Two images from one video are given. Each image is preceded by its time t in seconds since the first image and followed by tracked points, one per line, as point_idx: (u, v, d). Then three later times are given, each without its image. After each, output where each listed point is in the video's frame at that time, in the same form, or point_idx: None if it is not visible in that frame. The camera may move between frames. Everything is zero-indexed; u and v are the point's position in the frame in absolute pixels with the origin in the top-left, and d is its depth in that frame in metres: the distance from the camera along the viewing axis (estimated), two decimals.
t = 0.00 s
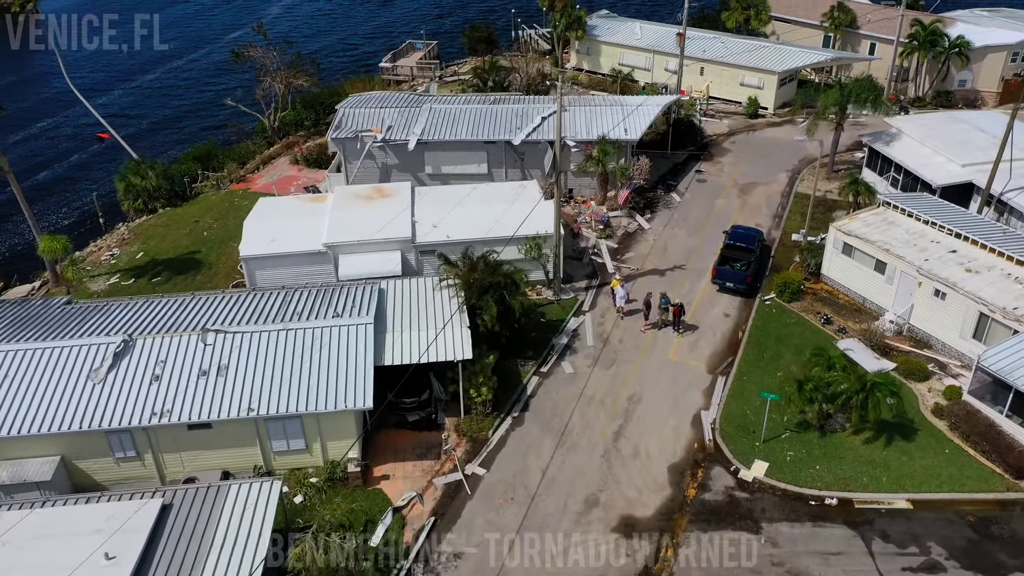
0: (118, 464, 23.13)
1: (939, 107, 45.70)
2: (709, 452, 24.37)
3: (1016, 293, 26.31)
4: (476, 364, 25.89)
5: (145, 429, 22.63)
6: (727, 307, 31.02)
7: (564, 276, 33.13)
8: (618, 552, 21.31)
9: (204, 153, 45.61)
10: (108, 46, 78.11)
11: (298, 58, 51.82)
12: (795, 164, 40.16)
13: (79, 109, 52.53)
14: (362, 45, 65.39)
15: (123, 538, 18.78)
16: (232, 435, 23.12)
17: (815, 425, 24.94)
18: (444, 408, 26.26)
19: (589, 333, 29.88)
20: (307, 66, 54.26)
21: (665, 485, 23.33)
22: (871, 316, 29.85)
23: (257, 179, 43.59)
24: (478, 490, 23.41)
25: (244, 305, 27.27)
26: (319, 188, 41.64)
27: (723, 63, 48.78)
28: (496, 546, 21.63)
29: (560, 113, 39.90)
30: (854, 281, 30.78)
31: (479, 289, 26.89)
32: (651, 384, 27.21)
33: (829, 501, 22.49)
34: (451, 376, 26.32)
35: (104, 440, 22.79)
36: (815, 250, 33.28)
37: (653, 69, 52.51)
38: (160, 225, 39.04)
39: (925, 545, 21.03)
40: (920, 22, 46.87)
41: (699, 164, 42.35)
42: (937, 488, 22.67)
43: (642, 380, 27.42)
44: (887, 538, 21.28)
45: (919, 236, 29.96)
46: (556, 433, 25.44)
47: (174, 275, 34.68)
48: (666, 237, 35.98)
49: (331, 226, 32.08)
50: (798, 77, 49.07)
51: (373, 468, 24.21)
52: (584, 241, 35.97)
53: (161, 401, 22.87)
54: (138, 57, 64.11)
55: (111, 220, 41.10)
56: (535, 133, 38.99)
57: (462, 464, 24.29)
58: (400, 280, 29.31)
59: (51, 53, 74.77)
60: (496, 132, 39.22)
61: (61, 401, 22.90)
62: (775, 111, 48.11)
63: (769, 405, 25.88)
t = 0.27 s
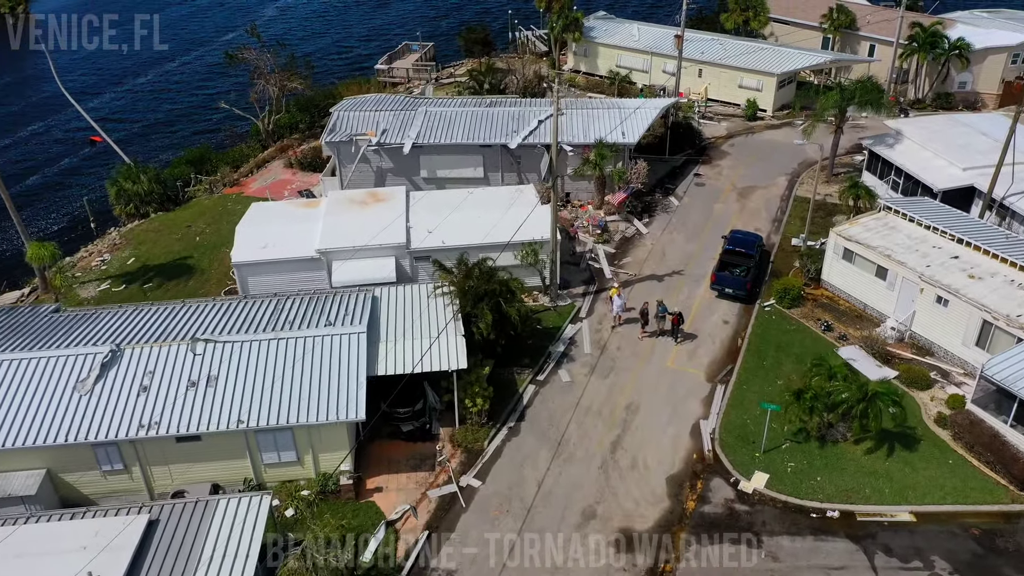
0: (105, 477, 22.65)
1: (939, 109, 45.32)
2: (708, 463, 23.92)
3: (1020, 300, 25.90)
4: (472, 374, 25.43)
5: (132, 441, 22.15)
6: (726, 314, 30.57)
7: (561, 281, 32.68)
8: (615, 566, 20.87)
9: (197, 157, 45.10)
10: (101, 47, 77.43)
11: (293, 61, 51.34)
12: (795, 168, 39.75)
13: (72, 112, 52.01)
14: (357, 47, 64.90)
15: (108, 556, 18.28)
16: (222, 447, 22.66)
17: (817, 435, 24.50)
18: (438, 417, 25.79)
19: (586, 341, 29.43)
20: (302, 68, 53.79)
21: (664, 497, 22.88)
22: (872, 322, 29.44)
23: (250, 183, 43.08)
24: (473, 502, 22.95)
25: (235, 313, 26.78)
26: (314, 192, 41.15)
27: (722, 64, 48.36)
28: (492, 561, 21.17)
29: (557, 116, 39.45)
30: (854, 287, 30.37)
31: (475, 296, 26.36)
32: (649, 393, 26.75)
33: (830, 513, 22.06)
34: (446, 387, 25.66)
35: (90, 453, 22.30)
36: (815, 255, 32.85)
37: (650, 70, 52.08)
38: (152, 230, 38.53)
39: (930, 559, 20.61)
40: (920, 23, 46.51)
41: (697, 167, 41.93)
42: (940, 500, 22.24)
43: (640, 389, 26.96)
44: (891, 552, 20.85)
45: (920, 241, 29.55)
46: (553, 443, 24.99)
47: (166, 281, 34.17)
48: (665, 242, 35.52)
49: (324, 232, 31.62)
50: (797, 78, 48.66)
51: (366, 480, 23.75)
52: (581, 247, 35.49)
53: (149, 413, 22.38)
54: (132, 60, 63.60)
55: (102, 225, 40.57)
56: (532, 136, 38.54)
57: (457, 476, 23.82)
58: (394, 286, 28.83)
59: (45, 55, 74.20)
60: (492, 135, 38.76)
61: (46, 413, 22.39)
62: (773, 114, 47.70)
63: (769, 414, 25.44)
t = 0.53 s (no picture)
0: (91, 489, 22.16)
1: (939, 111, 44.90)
2: (707, 474, 23.49)
3: None
4: (467, 384, 25.10)
5: (119, 454, 21.65)
6: (725, 320, 30.15)
7: (557, 287, 32.24)
8: None
9: (190, 160, 44.59)
10: (92, 49, 76.75)
11: (287, 62, 50.82)
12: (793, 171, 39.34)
13: (64, 115, 51.49)
14: (352, 49, 64.40)
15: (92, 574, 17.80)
16: (211, 459, 22.19)
17: (817, 444, 24.06)
18: (432, 427, 25.32)
19: (583, 348, 28.99)
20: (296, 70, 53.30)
21: (661, 509, 22.45)
22: (873, 329, 29.02)
23: (244, 187, 42.59)
24: (468, 515, 22.49)
25: (225, 321, 26.29)
26: (307, 196, 40.65)
27: (720, 66, 47.93)
28: None
29: (553, 118, 39.01)
30: (855, 292, 29.94)
31: (469, 304, 25.95)
32: (647, 402, 26.31)
33: (831, 525, 21.64)
34: (440, 396, 25.25)
35: (76, 465, 21.79)
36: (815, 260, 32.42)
37: (648, 72, 51.64)
38: (144, 234, 38.03)
39: (933, 573, 20.19)
40: (920, 24, 46.10)
41: (695, 170, 41.50)
42: (943, 511, 21.82)
43: (638, 397, 26.52)
44: (893, 566, 20.42)
45: (922, 246, 29.14)
46: (549, 453, 24.53)
47: (157, 287, 33.68)
48: (663, 246, 35.09)
49: (317, 237, 31.15)
50: (795, 80, 48.22)
51: (358, 491, 23.29)
52: (578, 251, 35.05)
53: (136, 425, 21.88)
54: (126, 61, 63.09)
55: (93, 229, 40.08)
56: (528, 139, 38.11)
57: (451, 487, 23.35)
58: (387, 293, 28.37)
59: (38, 57, 73.65)
60: (488, 138, 38.32)
61: (30, 425, 21.85)
62: (772, 115, 47.28)
63: (769, 423, 25.01)
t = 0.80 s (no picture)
0: (77, 503, 21.68)
1: (939, 113, 44.50)
2: (706, 485, 23.06)
3: None
4: (460, 393, 24.50)
5: (105, 467, 21.17)
6: (724, 326, 29.72)
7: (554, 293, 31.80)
8: None
9: (183, 163, 44.11)
10: (85, 51, 76.17)
11: (281, 64, 50.33)
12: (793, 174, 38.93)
13: (56, 118, 50.98)
14: (348, 50, 63.94)
15: None
16: (199, 472, 21.73)
17: (818, 454, 23.63)
18: (426, 437, 24.87)
19: (580, 355, 28.55)
20: (290, 72, 52.82)
21: (660, 522, 22.01)
22: (874, 335, 28.61)
23: (237, 190, 42.09)
24: (462, 528, 22.04)
25: (216, 329, 25.82)
26: (301, 200, 40.18)
27: (718, 68, 47.52)
28: None
29: (550, 121, 38.58)
30: (856, 298, 29.52)
31: (463, 312, 25.59)
32: (644, 411, 25.87)
33: (833, 539, 21.20)
34: (433, 405, 24.60)
35: (61, 478, 21.31)
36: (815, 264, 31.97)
37: (646, 73, 51.20)
38: (135, 239, 37.54)
39: None
40: (919, 25, 45.71)
41: (693, 173, 41.07)
42: (947, 524, 21.38)
43: (636, 406, 26.08)
44: None
45: (923, 252, 28.72)
46: (545, 464, 24.09)
47: (148, 293, 33.20)
48: (661, 251, 34.66)
49: (310, 243, 30.69)
50: (794, 81, 47.80)
51: (349, 504, 22.82)
52: (576, 256, 34.61)
53: (123, 437, 21.41)
54: (119, 63, 62.58)
55: (84, 234, 39.59)
56: (525, 142, 37.67)
57: (445, 500, 22.90)
58: (380, 300, 27.91)
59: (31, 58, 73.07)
60: (484, 141, 37.87)
61: (15, 437, 21.35)
62: (771, 117, 46.87)
63: (769, 434, 24.54)
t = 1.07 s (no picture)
0: (65, 517, 21.23)
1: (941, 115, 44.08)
2: (706, 497, 22.61)
3: None
4: (456, 403, 24.06)
5: (92, 480, 20.71)
6: (725, 333, 29.28)
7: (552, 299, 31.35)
8: None
9: (177, 167, 43.64)
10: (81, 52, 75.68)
11: (277, 66, 49.87)
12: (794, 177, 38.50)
13: (49, 121, 50.48)
14: (345, 52, 63.49)
15: None
16: (189, 485, 21.28)
17: (821, 465, 23.19)
18: (421, 448, 24.43)
19: (578, 363, 28.10)
20: (286, 74, 52.36)
21: (659, 535, 21.56)
22: (877, 343, 28.19)
23: (232, 194, 41.62)
24: (458, 542, 21.60)
25: (207, 337, 25.37)
26: (297, 204, 39.73)
27: (718, 69, 47.08)
28: None
29: (548, 124, 38.14)
30: (858, 304, 29.09)
31: (459, 320, 25.10)
32: (644, 420, 25.42)
33: (835, 553, 20.77)
34: (429, 415, 24.23)
35: (48, 492, 20.85)
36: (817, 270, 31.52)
37: (645, 75, 50.75)
38: (128, 244, 37.08)
39: None
40: (921, 27, 45.30)
41: (693, 176, 40.64)
42: (952, 537, 20.93)
43: (635, 416, 25.63)
44: None
45: (926, 257, 28.29)
46: (542, 475, 23.65)
47: (140, 299, 32.74)
48: (660, 255, 34.22)
49: (304, 248, 30.23)
50: (795, 83, 47.36)
51: (342, 517, 22.37)
52: (574, 261, 34.17)
53: (110, 450, 20.96)
54: (114, 65, 62.10)
55: (77, 238, 39.11)
56: (523, 146, 37.22)
57: (441, 512, 22.45)
58: (375, 306, 27.45)
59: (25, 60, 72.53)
60: (481, 144, 37.42)
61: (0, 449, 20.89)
62: (771, 120, 46.44)
63: (770, 444, 24.09)
